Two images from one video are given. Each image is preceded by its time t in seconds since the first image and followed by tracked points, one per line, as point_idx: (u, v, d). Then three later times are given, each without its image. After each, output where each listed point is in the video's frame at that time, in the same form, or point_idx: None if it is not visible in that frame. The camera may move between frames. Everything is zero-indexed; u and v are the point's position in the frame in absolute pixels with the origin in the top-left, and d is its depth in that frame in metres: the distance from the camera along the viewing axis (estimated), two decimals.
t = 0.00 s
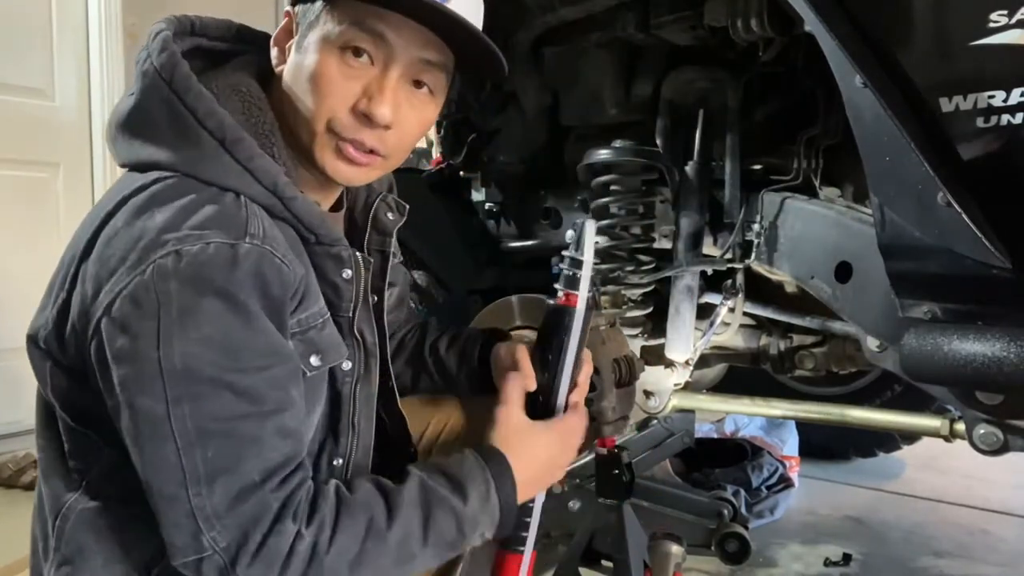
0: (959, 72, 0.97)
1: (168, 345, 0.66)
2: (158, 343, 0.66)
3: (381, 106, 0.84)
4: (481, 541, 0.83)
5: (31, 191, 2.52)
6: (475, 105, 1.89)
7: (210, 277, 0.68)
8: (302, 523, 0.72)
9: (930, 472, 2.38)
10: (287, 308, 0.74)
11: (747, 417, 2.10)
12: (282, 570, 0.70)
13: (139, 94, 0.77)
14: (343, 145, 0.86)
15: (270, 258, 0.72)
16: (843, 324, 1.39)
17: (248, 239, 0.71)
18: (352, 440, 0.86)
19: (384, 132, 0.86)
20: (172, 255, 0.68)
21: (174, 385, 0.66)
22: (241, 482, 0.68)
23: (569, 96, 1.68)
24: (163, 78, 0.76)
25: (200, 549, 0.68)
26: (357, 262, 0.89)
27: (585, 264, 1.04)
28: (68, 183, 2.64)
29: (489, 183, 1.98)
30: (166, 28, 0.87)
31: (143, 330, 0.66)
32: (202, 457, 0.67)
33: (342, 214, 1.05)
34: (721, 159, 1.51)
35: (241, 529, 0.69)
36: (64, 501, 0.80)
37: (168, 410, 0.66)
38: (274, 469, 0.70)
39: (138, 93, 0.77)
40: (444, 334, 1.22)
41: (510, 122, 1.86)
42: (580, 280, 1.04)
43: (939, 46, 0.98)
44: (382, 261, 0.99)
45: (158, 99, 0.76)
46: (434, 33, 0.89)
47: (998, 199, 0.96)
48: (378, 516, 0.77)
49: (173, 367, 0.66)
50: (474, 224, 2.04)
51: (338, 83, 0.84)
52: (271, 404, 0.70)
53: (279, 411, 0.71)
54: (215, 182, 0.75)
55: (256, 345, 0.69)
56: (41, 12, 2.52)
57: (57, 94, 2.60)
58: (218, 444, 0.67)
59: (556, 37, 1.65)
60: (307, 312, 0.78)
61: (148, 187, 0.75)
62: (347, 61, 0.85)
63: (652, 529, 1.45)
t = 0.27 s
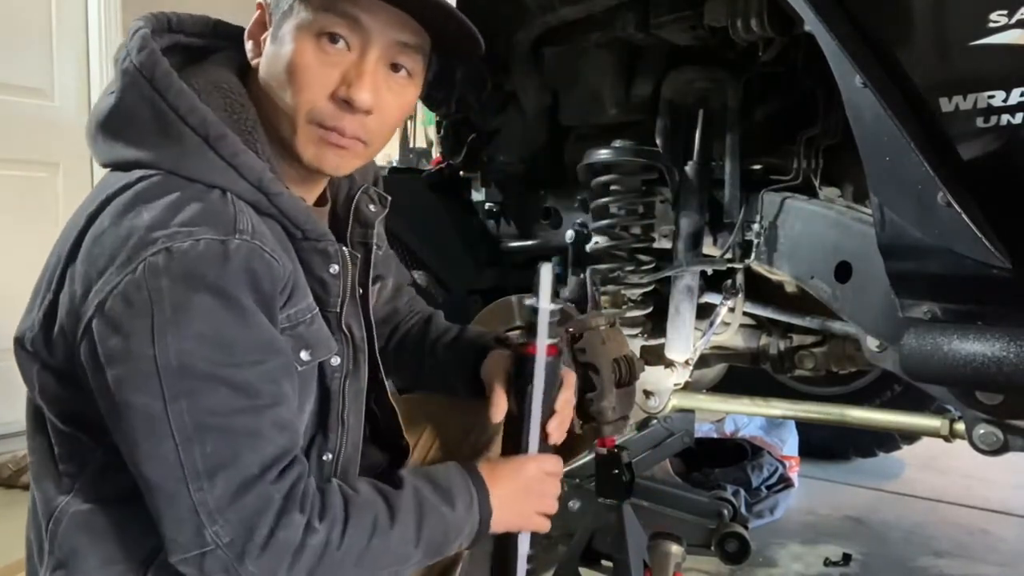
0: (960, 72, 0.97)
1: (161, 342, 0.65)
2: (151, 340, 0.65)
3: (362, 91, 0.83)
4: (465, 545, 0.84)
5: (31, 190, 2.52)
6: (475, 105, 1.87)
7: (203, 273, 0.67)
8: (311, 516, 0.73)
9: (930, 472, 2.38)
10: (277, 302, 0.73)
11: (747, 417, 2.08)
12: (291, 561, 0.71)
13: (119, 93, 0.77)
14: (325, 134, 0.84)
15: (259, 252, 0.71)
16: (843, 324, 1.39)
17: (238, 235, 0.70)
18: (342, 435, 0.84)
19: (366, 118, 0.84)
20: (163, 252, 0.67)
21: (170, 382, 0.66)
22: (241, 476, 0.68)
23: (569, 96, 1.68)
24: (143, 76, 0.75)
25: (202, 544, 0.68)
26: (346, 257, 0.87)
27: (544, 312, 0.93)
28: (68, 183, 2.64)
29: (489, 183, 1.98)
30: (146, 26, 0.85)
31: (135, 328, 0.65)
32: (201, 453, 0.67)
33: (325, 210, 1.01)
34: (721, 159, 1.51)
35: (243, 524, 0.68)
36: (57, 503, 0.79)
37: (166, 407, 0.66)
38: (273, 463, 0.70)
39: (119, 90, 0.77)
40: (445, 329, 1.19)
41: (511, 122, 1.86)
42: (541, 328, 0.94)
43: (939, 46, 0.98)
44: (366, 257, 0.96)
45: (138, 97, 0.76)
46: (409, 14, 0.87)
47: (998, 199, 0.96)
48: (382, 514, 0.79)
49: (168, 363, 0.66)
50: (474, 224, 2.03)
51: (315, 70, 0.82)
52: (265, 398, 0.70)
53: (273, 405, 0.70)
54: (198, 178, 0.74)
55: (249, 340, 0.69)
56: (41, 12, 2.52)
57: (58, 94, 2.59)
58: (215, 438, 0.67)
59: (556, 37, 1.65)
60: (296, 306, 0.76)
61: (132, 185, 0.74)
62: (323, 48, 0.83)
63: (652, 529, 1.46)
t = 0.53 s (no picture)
0: (959, 72, 0.97)
1: (116, 338, 0.62)
2: (107, 337, 0.62)
3: (329, 83, 0.82)
4: None
5: (31, 190, 2.53)
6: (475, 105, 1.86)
7: (161, 266, 0.64)
8: (267, 534, 0.68)
9: (930, 472, 2.38)
10: (240, 297, 0.70)
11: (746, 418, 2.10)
12: None
13: (86, 98, 0.76)
14: (296, 128, 0.83)
15: (220, 247, 0.68)
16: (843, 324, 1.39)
17: (197, 228, 0.67)
18: (316, 434, 0.81)
19: (335, 109, 0.84)
20: (121, 248, 0.64)
21: (123, 380, 0.62)
22: (193, 479, 0.64)
23: (569, 95, 1.68)
24: (108, 80, 0.74)
25: (148, 547, 0.64)
26: (321, 256, 0.85)
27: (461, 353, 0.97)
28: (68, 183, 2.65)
29: (489, 183, 1.98)
30: (116, 33, 0.83)
31: (94, 325, 0.63)
32: (154, 453, 0.63)
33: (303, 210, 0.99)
34: (721, 159, 1.51)
35: (192, 531, 0.64)
36: (27, 506, 0.76)
37: (120, 406, 0.62)
38: (230, 467, 0.66)
39: (85, 100, 0.75)
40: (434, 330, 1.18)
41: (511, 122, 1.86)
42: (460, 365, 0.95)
43: (939, 46, 0.98)
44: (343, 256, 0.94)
45: (105, 101, 0.74)
46: (373, 6, 0.86)
47: (998, 199, 0.97)
48: (340, 552, 0.72)
49: (122, 361, 0.62)
50: (474, 223, 2.03)
51: (282, 65, 0.82)
52: (224, 398, 0.66)
53: (234, 405, 0.67)
54: (164, 177, 0.71)
55: (210, 335, 0.65)
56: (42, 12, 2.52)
57: (58, 94, 2.59)
58: (168, 437, 0.63)
59: (556, 37, 1.65)
60: (259, 303, 0.73)
61: (98, 185, 0.72)
62: (288, 42, 0.82)
63: (652, 529, 1.46)
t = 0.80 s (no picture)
0: (960, 73, 0.97)
1: (100, 318, 0.62)
2: (91, 318, 0.62)
3: (329, 79, 0.82)
4: None
5: (31, 190, 2.53)
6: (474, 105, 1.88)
7: (150, 251, 0.64)
8: (234, 521, 0.67)
9: (931, 472, 2.38)
10: (232, 288, 0.70)
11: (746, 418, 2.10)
12: (205, 566, 0.64)
13: (89, 91, 0.76)
14: (298, 124, 0.83)
15: (210, 235, 0.68)
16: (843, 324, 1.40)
17: (189, 215, 0.67)
18: (309, 427, 0.80)
19: (336, 105, 0.83)
20: (112, 231, 0.64)
21: (104, 363, 0.61)
22: (162, 468, 0.63)
23: (569, 95, 1.68)
24: (109, 73, 0.74)
25: (111, 537, 0.62)
26: (322, 248, 0.84)
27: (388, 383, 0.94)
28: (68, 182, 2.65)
29: (489, 183, 1.98)
30: (122, 29, 0.84)
31: (80, 306, 0.62)
32: (124, 437, 0.62)
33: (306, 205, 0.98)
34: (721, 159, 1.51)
35: (158, 519, 0.63)
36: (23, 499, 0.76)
37: (97, 388, 0.61)
38: (199, 460, 0.65)
39: (88, 94, 0.76)
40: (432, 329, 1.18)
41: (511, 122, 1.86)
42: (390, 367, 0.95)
43: (939, 46, 0.98)
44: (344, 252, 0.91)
45: (107, 94, 0.74)
46: (373, 5, 0.86)
47: (998, 199, 0.97)
48: (307, 536, 0.71)
49: (104, 342, 0.61)
50: (473, 223, 2.03)
51: (283, 63, 0.82)
52: (204, 390, 0.65)
53: (210, 399, 0.66)
54: (162, 165, 0.71)
55: (191, 326, 0.65)
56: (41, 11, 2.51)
57: (58, 93, 2.59)
58: (141, 425, 0.62)
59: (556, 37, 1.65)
60: (251, 295, 0.73)
61: (98, 173, 0.72)
62: (288, 40, 0.82)
63: (652, 529, 1.46)
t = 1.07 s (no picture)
0: (959, 73, 0.98)
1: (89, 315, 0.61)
2: (81, 313, 0.62)
3: (348, 96, 0.82)
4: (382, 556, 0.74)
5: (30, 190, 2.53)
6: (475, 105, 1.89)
7: (145, 249, 0.64)
8: (193, 516, 0.64)
9: (930, 472, 2.38)
10: (235, 289, 0.69)
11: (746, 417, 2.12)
12: (167, 564, 0.63)
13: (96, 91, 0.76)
14: (312, 137, 0.82)
15: (209, 237, 0.67)
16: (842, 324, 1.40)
17: (188, 217, 0.67)
18: (323, 429, 0.79)
19: (353, 122, 0.83)
20: (110, 229, 0.64)
21: (87, 358, 0.61)
22: (134, 471, 0.62)
23: (569, 95, 1.68)
24: (118, 74, 0.74)
25: (79, 533, 0.62)
26: (329, 248, 0.83)
27: (384, 381, 0.94)
28: (68, 182, 2.65)
29: (489, 183, 1.97)
30: (133, 29, 0.84)
31: (73, 302, 0.62)
32: (102, 436, 0.61)
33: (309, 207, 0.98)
34: (721, 159, 1.51)
35: (125, 517, 0.62)
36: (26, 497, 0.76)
37: (78, 381, 0.61)
38: (175, 464, 0.63)
39: (96, 93, 0.75)
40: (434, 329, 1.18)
41: (511, 122, 1.87)
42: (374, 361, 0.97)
43: (939, 46, 0.98)
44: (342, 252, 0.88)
45: (114, 94, 0.74)
46: (396, 25, 0.86)
47: (998, 199, 0.97)
48: (279, 521, 0.68)
49: (88, 339, 0.61)
50: (473, 224, 2.03)
51: (303, 76, 0.81)
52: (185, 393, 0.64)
53: (195, 405, 0.64)
54: (169, 166, 0.72)
55: (178, 329, 0.64)
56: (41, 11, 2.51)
57: (58, 94, 2.59)
58: (119, 427, 0.61)
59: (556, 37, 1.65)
60: (257, 295, 0.73)
61: (104, 172, 0.73)
62: (310, 55, 0.82)
63: (652, 529, 1.46)
